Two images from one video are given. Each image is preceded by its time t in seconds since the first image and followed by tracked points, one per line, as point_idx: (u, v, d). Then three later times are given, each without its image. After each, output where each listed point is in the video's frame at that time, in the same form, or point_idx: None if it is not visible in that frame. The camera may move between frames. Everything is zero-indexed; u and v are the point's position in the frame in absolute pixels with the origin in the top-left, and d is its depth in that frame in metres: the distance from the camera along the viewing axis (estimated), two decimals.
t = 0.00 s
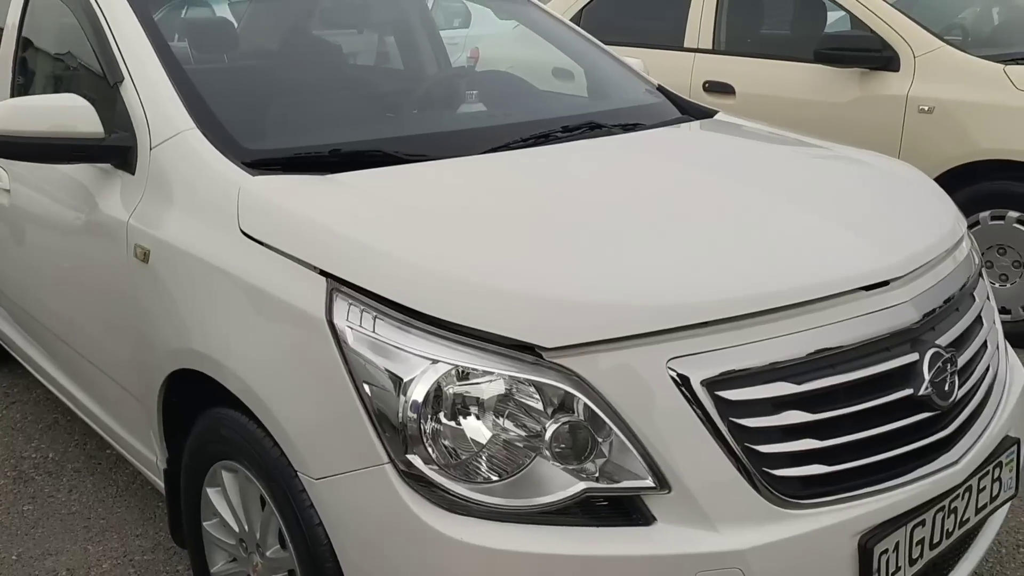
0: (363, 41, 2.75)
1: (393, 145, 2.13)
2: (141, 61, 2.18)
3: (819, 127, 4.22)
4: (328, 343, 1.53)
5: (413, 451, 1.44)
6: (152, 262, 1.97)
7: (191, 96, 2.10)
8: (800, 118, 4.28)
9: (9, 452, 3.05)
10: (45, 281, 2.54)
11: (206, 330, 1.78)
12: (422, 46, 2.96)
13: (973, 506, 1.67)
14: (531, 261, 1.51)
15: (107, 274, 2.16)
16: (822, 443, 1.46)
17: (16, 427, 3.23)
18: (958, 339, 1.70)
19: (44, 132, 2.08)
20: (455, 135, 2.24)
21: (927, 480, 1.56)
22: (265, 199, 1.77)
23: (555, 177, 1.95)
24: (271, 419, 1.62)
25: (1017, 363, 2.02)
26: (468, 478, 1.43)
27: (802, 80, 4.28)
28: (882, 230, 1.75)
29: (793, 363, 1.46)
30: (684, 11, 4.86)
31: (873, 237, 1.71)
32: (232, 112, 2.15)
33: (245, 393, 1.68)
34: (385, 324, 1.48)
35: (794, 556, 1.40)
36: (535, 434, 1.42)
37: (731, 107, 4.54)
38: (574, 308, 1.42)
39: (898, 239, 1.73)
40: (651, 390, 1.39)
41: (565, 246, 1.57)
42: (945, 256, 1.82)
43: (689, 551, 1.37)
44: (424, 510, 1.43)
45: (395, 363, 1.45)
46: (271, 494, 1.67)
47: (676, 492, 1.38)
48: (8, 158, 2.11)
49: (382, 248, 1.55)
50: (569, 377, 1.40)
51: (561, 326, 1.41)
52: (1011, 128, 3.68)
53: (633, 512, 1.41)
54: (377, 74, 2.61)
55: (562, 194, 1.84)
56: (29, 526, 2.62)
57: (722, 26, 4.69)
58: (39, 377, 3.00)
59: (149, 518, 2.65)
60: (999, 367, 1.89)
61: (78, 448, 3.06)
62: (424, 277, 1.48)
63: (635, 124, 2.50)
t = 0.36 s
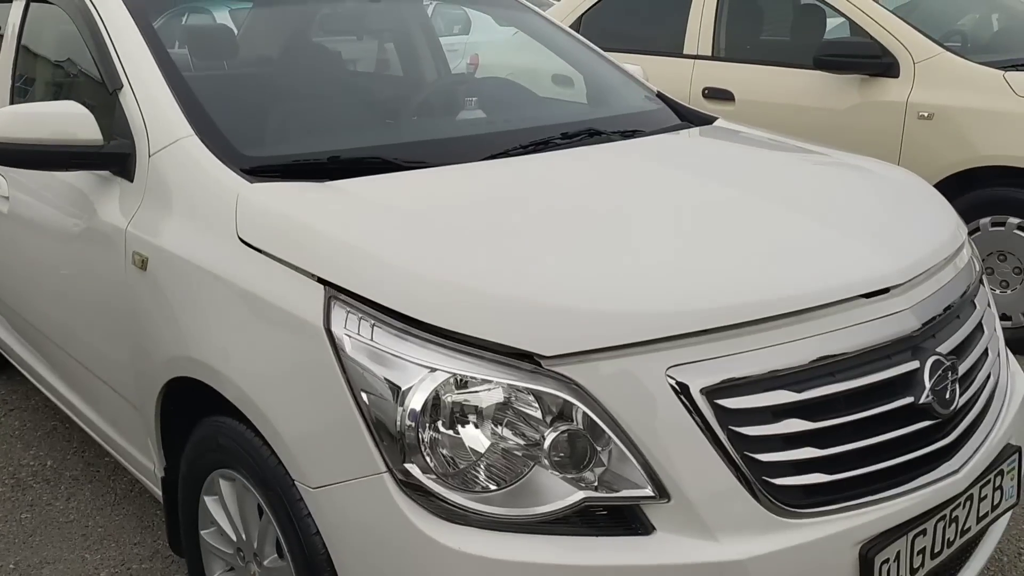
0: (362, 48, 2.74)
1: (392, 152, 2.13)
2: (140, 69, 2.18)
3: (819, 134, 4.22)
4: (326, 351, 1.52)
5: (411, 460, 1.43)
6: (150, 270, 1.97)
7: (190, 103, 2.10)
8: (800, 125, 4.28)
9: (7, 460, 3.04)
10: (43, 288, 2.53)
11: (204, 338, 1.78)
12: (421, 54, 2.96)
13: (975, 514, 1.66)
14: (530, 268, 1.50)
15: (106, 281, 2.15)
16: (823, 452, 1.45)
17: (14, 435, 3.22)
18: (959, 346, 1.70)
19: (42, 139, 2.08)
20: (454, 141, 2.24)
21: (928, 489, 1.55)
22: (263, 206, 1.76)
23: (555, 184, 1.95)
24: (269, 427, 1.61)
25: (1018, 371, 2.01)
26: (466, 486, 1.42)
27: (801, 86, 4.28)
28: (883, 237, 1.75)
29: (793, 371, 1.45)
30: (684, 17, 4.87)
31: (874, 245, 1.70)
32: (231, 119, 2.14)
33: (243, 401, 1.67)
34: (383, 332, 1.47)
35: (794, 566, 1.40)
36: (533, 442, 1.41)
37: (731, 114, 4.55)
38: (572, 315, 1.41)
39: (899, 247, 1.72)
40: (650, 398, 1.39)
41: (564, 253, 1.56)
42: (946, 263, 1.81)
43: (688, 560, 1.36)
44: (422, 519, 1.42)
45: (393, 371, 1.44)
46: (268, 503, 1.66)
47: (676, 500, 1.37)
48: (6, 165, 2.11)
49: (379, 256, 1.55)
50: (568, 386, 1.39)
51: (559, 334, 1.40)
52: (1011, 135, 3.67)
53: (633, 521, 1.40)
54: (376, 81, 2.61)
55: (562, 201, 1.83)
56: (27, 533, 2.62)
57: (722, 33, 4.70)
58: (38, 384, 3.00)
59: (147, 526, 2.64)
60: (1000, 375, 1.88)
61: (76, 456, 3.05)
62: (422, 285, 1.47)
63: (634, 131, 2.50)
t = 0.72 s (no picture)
0: (360, 54, 2.73)
1: (389, 159, 2.12)
2: (136, 75, 2.17)
3: (818, 141, 4.21)
4: (321, 362, 1.50)
5: (405, 472, 1.41)
6: (144, 278, 1.96)
7: (186, 110, 2.09)
8: (799, 131, 4.27)
9: (3, 468, 3.02)
10: (38, 295, 2.52)
11: (199, 347, 1.76)
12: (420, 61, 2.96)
13: (976, 527, 1.64)
14: (527, 278, 1.49)
15: (101, 289, 2.14)
16: (822, 464, 1.44)
17: (10, 442, 3.21)
18: (959, 357, 1.68)
19: (38, 146, 2.07)
20: (452, 149, 2.23)
21: (929, 501, 1.54)
22: (258, 214, 1.75)
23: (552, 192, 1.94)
24: (263, 437, 1.60)
25: (1019, 381, 2.00)
26: (461, 499, 1.41)
27: (801, 93, 4.28)
28: (883, 246, 1.74)
29: (792, 382, 1.44)
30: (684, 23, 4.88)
31: (873, 254, 1.69)
32: (227, 125, 2.13)
33: (237, 410, 1.66)
34: (378, 342, 1.46)
35: None
36: (529, 454, 1.40)
37: (730, 120, 4.54)
38: (568, 326, 1.40)
39: (899, 256, 1.71)
40: (648, 409, 1.37)
41: (561, 263, 1.55)
42: (946, 273, 1.80)
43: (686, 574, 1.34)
44: (417, 532, 1.40)
45: (388, 382, 1.43)
46: (262, 514, 1.65)
47: (673, 513, 1.36)
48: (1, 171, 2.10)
49: (375, 265, 1.53)
50: (564, 397, 1.38)
51: (556, 345, 1.39)
52: (1012, 142, 3.65)
53: (630, 534, 1.38)
54: (374, 88, 2.60)
55: (559, 209, 1.82)
56: (22, 542, 2.60)
57: (721, 39, 4.70)
58: (33, 392, 2.98)
59: (142, 535, 2.62)
60: (1001, 385, 1.86)
61: (72, 464, 3.03)
62: (417, 295, 1.46)
63: (633, 138, 2.49)
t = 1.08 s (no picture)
0: (364, 58, 2.70)
1: (394, 166, 2.10)
2: (139, 81, 2.15)
3: (823, 146, 4.19)
4: (326, 372, 1.49)
5: (413, 484, 1.40)
6: (147, 286, 1.94)
7: (189, 116, 2.08)
8: (803, 136, 4.26)
9: (3, 475, 3.00)
10: (39, 302, 2.51)
11: (202, 356, 1.74)
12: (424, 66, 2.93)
13: (989, 539, 1.63)
14: (535, 287, 1.47)
15: (103, 297, 2.12)
16: (835, 476, 1.42)
17: (10, 449, 3.19)
18: (972, 367, 1.67)
19: (41, 153, 2.05)
20: (457, 155, 2.21)
21: (942, 514, 1.52)
22: (262, 222, 1.73)
23: (558, 199, 1.92)
24: (267, 448, 1.58)
25: None
26: (469, 512, 1.39)
27: (805, 97, 4.27)
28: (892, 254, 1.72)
29: (804, 394, 1.42)
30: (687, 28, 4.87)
31: (884, 263, 1.67)
32: (231, 131, 2.12)
33: (241, 420, 1.64)
34: (385, 353, 1.44)
35: None
36: (538, 466, 1.38)
37: (733, 125, 4.53)
38: (578, 336, 1.38)
39: (909, 265, 1.69)
40: (659, 421, 1.36)
41: (570, 272, 1.53)
42: (957, 282, 1.78)
43: None
44: (424, 545, 1.38)
45: (395, 394, 1.41)
46: (267, 525, 1.63)
47: (685, 527, 1.34)
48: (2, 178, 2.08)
49: (381, 274, 1.51)
50: (574, 409, 1.36)
51: (565, 356, 1.37)
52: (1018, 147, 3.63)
53: (641, 548, 1.36)
54: (377, 92, 2.58)
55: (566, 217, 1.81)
56: (22, 551, 2.58)
57: (724, 44, 4.70)
58: (34, 399, 2.96)
59: (143, 544, 2.60)
60: (1013, 396, 1.85)
61: (72, 471, 3.01)
62: (424, 305, 1.44)
63: (639, 145, 2.47)
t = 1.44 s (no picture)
0: (370, 64, 2.70)
1: (404, 174, 2.10)
2: (148, 89, 2.16)
3: (827, 152, 4.20)
4: (339, 382, 1.49)
5: (426, 494, 1.40)
6: (158, 294, 1.94)
7: (199, 124, 2.08)
8: (807, 142, 4.26)
9: (10, 481, 3.00)
10: (48, 308, 2.51)
11: (213, 364, 1.75)
12: (430, 72, 2.94)
13: (1000, 548, 1.63)
14: (547, 298, 1.47)
15: (113, 305, 2.12)
16: (847, 486, 1.42)
17: (16, 455, 3.19)
18: (983, 376, 1.67)
19: (52, 163, 2.06)
20: (467, 164, 2.21)
21: (954, 524, 1.52)
22: (273, 231, 1.73)
23: (568, 208, 1.92)
24: (279, 457, 1.58)
25: None
26: (482, 522, 1.39)
27: (809, 103, 4.28)
28: (902, 263, 1.73)
29: (817, 404, 1.42)
30: (691, 33, 4.89)
31: (894, 273, 1.67)
32: (240, 139, 2.12)
33: (252, 429, 1.64)
34: (398, 363, 1.44)
35: None
36: (550, 475, 1.38)
37: (738, 131, 4.54)
38: (591, 347, 1.38)
39: (920, 274, 1.70)
40: (672, 432, 1.36)
41: (582, 282, 1.54)
42: (968, 291, 1.79)
43: None
44: (438, 555, 1.38)
45: (409, 404, 1.41)
46: (279, 534, 1.63)
47: (698, 537, 1.35)
48: (13, 187, 2.09)
49: (393, 284, 1.52)
50: (587, 419, 1.37)
51: (579, 367, 1.37)
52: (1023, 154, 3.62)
53: (655, 559, 1.36)
54: (385, 99, 2.59)
55: (577, 226, 1.81)
56: (30, 558, 2.58)
57: (728, 50, 4.72)
58: (41, 404, 2.97)
59: (151, 550, 2.60)
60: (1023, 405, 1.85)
61: (79, 477, 3.02)
62: (437, 315, 1.44)
63: (647, 152, 2.48)
